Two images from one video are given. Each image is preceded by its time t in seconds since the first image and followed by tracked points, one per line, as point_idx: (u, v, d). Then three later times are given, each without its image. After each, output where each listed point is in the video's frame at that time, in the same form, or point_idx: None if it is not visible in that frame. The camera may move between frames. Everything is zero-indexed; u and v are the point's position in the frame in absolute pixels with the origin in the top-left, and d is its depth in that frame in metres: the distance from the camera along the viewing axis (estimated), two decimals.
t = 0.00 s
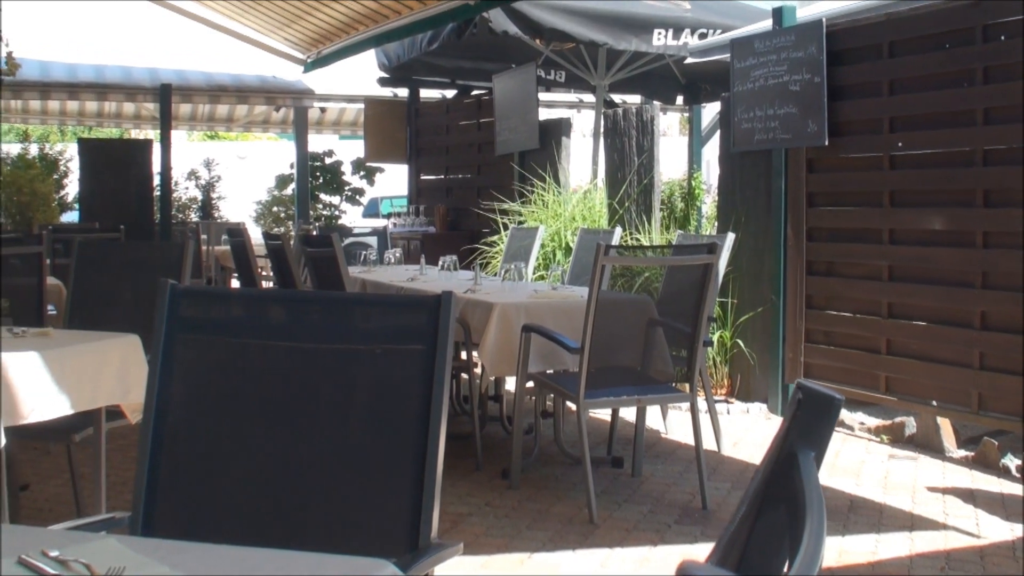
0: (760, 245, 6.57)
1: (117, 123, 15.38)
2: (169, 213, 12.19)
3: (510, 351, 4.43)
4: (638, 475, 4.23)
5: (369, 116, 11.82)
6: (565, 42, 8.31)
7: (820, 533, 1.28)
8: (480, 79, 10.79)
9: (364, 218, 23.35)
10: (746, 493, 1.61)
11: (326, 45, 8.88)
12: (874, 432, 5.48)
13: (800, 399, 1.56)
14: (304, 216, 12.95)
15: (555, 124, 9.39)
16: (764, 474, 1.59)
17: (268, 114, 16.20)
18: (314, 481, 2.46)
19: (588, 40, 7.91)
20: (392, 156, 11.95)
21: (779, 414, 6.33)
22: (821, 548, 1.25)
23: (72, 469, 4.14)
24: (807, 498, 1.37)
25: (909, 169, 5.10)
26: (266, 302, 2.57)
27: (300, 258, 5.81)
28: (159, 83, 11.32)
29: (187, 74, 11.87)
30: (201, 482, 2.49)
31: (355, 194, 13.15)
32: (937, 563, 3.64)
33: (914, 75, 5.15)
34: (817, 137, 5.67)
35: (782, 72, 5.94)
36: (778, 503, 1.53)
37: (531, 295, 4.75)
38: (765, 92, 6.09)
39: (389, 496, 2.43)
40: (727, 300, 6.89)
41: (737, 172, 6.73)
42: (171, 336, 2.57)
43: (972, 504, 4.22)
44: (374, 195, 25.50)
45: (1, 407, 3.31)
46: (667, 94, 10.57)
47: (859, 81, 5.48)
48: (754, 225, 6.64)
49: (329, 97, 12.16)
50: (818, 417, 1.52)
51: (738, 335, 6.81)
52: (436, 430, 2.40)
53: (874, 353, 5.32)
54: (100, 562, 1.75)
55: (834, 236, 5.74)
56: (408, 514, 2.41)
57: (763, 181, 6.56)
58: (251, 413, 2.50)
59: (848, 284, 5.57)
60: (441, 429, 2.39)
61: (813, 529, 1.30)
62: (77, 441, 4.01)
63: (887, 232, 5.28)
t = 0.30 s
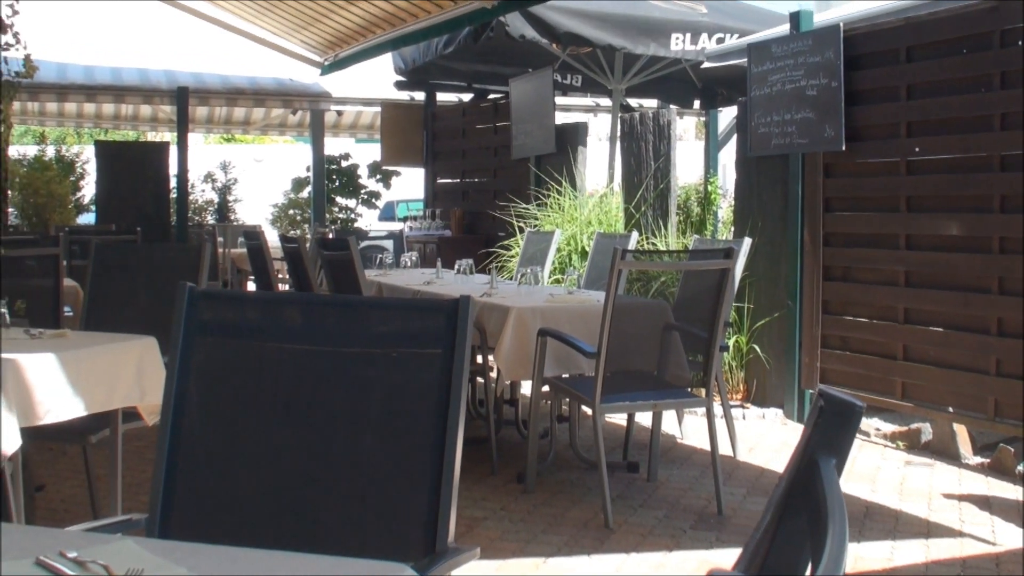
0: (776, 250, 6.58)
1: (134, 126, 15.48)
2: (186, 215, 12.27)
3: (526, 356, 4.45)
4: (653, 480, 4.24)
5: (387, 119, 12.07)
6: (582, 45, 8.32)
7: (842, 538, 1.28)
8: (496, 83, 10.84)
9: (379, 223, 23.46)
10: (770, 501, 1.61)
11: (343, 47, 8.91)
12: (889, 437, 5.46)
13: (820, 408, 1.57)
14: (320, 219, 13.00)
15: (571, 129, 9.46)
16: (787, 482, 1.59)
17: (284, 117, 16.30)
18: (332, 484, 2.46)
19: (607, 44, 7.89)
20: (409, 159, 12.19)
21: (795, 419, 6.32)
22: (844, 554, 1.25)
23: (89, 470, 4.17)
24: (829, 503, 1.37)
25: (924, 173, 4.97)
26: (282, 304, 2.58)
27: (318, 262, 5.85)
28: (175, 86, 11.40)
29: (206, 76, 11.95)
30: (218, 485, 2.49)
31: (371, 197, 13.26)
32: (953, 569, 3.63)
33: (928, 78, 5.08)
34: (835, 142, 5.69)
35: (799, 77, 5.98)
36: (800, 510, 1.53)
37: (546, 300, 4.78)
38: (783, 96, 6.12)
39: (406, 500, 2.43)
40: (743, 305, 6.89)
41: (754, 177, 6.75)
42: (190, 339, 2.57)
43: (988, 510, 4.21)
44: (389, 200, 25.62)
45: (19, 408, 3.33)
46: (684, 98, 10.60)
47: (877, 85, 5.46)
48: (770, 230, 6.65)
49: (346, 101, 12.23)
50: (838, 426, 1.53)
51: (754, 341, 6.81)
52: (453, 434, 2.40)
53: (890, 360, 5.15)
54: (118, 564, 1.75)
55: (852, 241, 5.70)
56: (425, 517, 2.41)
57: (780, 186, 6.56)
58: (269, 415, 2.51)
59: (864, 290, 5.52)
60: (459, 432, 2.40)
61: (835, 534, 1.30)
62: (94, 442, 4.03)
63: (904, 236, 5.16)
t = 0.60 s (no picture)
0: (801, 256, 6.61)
1: (158, 128, 15.58)
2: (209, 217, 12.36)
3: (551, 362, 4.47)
4: (677, 485, 4.26)
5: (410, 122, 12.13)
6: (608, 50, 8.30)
7: (883, 555, 1.28)
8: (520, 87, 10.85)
9: (401, 226, 23.51)
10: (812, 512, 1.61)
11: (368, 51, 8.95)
12: (914, 445, 5.40)
13: (859, 414, 1.55)
14: (343, 221, 13.04)
15: (597, 135, 9.55)
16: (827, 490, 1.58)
17: (309, 121, 16.39)
18: (360, 486, 2.46)
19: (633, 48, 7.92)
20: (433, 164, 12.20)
21: (819, 425, 6.31)
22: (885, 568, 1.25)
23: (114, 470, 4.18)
24: (870, 519, 1.36)
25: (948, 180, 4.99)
26: (307, 306, 2.58)
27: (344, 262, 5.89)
28: (200, 88, 11.47)
29: (231, 79, 12.01)
30: (244, 486, 2.49)
31: (394, 202, 13.16)
32: None
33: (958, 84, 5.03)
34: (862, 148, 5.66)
35: (825, 83, 5.94)
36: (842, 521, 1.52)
37: (571, 304, 4.80)
38: (807, 101, 6.07)
39: (433, 503, 2.43)
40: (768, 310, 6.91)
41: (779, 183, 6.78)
42: (216, 340, 2.58)
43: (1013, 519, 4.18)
44: (411, 203, 25.66)
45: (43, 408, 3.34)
46: (709, 103, 10.63)
47: (905, 90, 5.44)
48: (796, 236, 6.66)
49: (370, 104, 12.24)
50: (878, 434, 1.52)
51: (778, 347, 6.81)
52: (482, 437, 2.40)
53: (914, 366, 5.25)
54: (149, 564, 1.74)
55: (879, 247, 5.72)
56: (453, 521, 2.41)
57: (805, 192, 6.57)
58: (296, 417, 2.51)
59: (888, 297, 5.59)
60: (487, 437, 2.40)
61: (877, 550, 1.29)
62: (118, 442, 4.05)
63: (929, 243, 5.25)
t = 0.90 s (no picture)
0: (834, 263, 6.59)
1: (188, 133, 15.73)
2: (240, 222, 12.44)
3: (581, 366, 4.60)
4: (709, 493, 4.30)
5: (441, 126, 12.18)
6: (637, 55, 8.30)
7: None
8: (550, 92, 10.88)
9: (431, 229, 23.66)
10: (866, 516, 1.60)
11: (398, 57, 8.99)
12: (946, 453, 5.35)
13: (912, 423, 1.53)
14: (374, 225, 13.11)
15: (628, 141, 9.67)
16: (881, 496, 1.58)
17: (340, 125, 16.54)
18: (394, 491, 2.46)
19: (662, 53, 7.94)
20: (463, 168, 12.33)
21: (850, 433, 6.28)
22: None
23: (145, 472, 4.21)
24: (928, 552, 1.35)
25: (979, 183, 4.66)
26: (336, 310, 2.60)
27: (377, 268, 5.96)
28: (232, 93, 11.60)
29: (262, 84, 12.14)
30: (279, 490, 2.50)
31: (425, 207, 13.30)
32: None
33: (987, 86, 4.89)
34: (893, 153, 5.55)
35: (857, 89, 5.89)
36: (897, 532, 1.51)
37: (604, 310, 4.87)
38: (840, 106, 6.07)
39: (467, 511, 2.41)
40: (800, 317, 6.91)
41: (812, 189, 6.75)
42: (253, 345, 2.59)
43: None
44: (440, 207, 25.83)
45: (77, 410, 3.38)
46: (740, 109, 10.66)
47: (937, 95, 5.35)
48: (829, 243, 6.65)
49: (401, 108, 12.30)
50: (931, 443, 1.50)
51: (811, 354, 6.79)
52: (518, 444, 2.39)
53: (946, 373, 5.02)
54: (187, 567, 1.75)
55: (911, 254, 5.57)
56: (487, 527, 2.39)
57: (835, 197, 6.55)
58: (331, 422, 2.52)
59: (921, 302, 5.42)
60: (523, 444, 2.38)
61: None
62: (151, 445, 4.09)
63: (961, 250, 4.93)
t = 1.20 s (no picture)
0: (883, 272, 6.55)
1: (238, 139, 15.92)
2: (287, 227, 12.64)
3: (630, 372, 4.63)
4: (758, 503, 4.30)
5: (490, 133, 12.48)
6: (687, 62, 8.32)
7: None
8: (599, 100, 10.88)
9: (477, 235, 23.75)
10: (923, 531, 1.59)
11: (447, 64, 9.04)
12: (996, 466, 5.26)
13: (971, 437, 1.51)
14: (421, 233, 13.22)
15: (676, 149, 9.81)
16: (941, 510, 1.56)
17: (387, 131, 16.66)
18: (444, 498, 2.45)
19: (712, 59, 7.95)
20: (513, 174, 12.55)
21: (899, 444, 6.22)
22: None
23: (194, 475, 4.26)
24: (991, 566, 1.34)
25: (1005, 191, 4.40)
26: (387, 316, 2.61)
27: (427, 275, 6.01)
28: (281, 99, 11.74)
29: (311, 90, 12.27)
30: (330, 495, 2.51)
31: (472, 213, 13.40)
32: None
33: None
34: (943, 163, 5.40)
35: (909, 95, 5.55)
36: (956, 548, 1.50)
37: (654, 317, 4.89)
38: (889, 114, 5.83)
39: (517, 519, 2.40)
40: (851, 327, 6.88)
41: (861, 198, 6.72)
42: (307, 351, 2.61)
43: None
44: (486, 214, 25.93)
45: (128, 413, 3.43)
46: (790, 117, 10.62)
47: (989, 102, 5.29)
48: (879, 253, 6.61)
49: (450, 115, 12.34)
50: (990, 456, 1.49)
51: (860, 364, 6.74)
52: (569, 452, 2.38)
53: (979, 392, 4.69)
54: (240, 570, 1.75)
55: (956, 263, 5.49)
56: (536, 536, 2.38)
57: (886, 205, 6.49)
58: (382, 428, 2.53)
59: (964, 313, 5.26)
60: (575, 452, 2.37)
61: None
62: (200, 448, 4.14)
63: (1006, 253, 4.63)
